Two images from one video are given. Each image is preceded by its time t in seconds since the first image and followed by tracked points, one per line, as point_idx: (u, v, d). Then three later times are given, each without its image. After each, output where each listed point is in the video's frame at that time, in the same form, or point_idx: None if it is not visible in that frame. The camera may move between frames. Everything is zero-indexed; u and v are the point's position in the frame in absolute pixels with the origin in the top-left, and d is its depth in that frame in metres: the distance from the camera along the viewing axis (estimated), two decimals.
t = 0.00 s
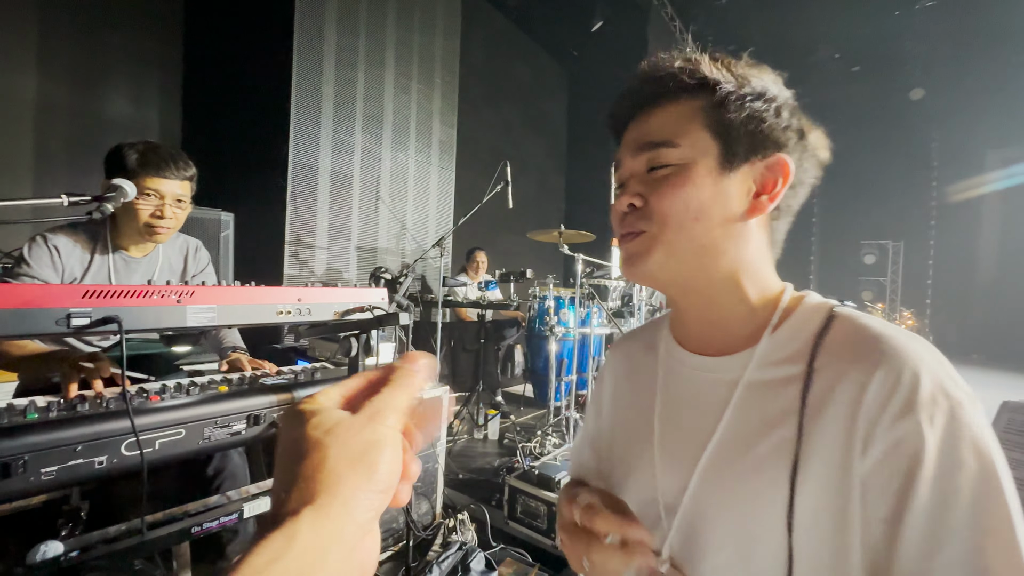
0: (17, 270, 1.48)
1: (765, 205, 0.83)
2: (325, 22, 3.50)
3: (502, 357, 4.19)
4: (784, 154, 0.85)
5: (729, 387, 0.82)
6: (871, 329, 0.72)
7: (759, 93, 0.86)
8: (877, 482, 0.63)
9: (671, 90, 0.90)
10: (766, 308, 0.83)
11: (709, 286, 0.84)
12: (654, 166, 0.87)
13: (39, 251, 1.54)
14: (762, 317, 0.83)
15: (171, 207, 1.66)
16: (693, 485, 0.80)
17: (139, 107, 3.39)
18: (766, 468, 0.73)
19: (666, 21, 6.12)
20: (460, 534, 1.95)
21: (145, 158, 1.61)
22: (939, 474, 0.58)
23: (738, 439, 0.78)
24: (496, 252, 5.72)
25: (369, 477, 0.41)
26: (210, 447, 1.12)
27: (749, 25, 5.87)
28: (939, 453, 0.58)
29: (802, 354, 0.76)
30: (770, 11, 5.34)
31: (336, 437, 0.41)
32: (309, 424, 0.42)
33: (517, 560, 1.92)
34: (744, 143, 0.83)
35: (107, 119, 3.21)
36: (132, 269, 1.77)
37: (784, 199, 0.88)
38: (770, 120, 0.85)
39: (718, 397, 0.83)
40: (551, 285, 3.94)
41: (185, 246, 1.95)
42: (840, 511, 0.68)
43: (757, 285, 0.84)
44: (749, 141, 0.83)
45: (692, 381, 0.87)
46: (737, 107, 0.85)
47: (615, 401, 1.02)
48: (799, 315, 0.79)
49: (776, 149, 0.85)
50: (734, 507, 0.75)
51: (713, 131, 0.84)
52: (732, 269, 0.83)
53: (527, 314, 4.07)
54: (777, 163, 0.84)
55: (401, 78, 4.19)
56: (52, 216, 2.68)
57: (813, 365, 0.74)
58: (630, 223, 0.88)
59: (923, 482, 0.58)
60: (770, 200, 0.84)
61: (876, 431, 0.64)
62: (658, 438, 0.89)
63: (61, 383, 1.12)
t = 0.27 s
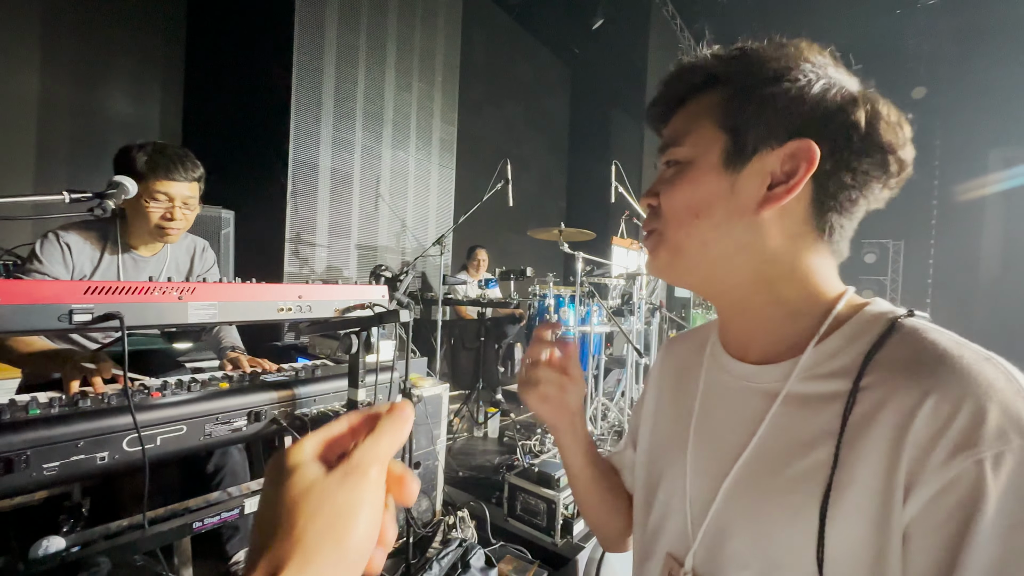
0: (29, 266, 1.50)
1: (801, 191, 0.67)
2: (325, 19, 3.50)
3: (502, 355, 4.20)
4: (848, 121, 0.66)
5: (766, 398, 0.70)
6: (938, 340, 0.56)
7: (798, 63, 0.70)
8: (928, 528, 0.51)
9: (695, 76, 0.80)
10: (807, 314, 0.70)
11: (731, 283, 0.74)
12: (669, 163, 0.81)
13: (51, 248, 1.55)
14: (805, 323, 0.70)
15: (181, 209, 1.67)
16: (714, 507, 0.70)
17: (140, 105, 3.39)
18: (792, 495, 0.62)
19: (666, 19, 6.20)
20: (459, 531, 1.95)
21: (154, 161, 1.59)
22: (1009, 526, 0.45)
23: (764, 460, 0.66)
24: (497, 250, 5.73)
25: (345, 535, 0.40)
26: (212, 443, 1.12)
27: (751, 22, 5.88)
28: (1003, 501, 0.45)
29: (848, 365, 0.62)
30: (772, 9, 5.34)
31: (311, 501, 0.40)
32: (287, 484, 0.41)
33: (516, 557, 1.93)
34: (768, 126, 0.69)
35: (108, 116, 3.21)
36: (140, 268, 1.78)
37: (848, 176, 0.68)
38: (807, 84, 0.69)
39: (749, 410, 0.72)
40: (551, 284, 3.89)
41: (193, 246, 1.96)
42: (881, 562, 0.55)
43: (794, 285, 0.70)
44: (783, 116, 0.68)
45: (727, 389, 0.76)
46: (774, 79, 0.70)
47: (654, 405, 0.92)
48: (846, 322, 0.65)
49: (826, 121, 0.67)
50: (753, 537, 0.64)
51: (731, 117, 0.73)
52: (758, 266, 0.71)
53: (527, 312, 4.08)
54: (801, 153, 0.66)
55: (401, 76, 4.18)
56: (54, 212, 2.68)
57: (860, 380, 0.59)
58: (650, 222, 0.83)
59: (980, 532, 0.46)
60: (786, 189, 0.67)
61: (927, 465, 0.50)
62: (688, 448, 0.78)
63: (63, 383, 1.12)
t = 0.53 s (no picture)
0: (43, 263, 1.49)
1: (800, 178, 0.55)
2: (329, 17, 3.51)
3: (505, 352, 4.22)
4: (877, 90, 0.52)
5: (776, 407, 0.60)
6: (947, 348, 0.45)
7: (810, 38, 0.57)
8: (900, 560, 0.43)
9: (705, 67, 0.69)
10: (828, 321, 0.58)
11: (745, 286, 0.64)
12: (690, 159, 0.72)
13: (65, 246, 1.56)
14: (826, 327, 0.58)
15: (198, 211, 1.68)
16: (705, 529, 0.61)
17: (145, 103, 3.41)
18: (762, 514, 0.53)
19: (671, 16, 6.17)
20: (460, 527, 1.96)
21: (174, 164, 1.61)
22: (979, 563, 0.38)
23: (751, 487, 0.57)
24: (500, 248, 5.74)
25: None
26: (214, 439, 1.14)
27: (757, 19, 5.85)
28: (968, 535, 0.39)
29: (854, 377, 0.51)
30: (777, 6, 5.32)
31: None
32: None
33: (517, 553, 1.95)
34: (770, 110, 0.58)
35: (114, 115, 3.24)
36: (151, 267, 1.79)
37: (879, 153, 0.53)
38: (818, 62, 0.55)
39: (755, 427, 0.61)
40: (554, 281, 3.86)
41: (203, 249, 1.99)
42: None
43: (807, 286, 0.58)
44: (789, 94, 0.56)
45: (745, 397, 0.66)
46: (790, 56, 0.57)
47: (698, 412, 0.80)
48: (862, 332, 0.53)
49: (843, 101, 0.53)
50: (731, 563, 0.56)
51: (733, 103, 0.62)
52: (765, 265, 0.60)
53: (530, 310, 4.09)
54: (790, 145, 0.55)
55: (404, 73, 4.19)
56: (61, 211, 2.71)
57: (858, 392, 0.49)
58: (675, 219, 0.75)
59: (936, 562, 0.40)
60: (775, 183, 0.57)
61: (895, 491, 0.43)
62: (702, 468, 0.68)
63: (70, 380, 1.14)
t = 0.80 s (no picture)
0: (43, 264, 1.52)
1: (791, 189, 0.55)
2: (332, 18, 3.53)
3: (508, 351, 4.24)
4: (869, 98, 0.51)
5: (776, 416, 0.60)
6: (909, 363, 0.45)
7: (810, 48, 0.57)
8: None
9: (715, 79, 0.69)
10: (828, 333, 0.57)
11: (754, 296, 0.64)
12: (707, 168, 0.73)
13: (64, 248, 1.58)
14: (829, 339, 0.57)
15: (205, 212, 1.73)
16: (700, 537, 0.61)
17: (153, 104, 3.45)
18: (733, 524, 0.54)
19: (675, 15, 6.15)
20: (460, 524, 1.98)
21: (180, 167, 1.64)
22: None
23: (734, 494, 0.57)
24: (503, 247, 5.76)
25: None
26: (216, 435, 1.16)
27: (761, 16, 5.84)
28: (893, 551, 0.39)
29: (833, 389, 0.51)
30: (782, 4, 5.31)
31: None
32: None
33: (516, 550, 1.97)
34: (769, 123, 0.58)
35: (122, 115, 3.28)
36: (149, 267, 1.82)
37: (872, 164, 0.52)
38: (814, 74, 0.54)
39: (755, 438, 0.61)
40: (555, 279, 3.84)
41: (201, 247, 2.03)
42: None
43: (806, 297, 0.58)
44: (786, 106, 0.56)
45: (758, 407, 0.66)
46: (789, 66, 0.57)
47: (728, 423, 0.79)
48: (854, 343, 0.52)
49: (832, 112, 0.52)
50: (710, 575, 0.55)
51: (737, 116, 0.62)
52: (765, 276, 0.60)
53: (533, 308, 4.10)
54: (780, 158, 0.56)
55: (407, 73, 4.21)
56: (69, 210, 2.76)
57: (830, 404, 0.49)
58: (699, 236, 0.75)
59: None
60: (768, 197, 0.57)
61: (840, 502, 0.43)
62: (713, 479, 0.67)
63: (76, 375, 1.18)
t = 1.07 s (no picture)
0: (43, 264, 1.57)
1: (795, 178, 0.55)
2: (336, 19, 3.56)
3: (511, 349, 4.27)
4: (873, 86, 0.51)
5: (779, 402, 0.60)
6: (910, 350, 0.45)
7: (816, 37, 0.56)
8: (845, 560, 0.43)
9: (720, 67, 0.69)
10: (832, 321, 0.58)
11: (756, 284, 0.64)
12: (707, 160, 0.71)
13: (62, 248, 1.62)
14: (831, 326, 0.58)
15: (212, 207, 1.78)
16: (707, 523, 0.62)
17: (159, 104, 3.50)
18: (742, 511, 0.55)
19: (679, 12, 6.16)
20: (462, 518, 2.01)
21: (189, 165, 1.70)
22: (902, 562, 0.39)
23: (739, 481, 0.58)
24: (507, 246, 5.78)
25: None
26: (221, 429, 1.19)
27: (766, 13, 5.83)
28: (890, 534, 0.40)
29: (834, 376, 0.51)
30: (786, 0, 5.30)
31: None
32: None
33: (518, 545, 2.00)
34: (772, 111, 0.58)
35: (130, 116, 3.33)
36: (148, 264, 1.86)
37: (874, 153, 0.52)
38: (818, 64, 0.54)
39: (759, 425, 0.62)
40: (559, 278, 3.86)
41: (200, 242, 2.06)
42: None
43: (810, 286, 0.59)
44: (789, 94, 0.56)
45: (762, 394, 0.66)
46: (794, 54, 0.57)
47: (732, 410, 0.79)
48: (854, 330, 0.53)
49: (834, 102, 0.52)
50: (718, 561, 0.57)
51: (741, 103, 0.62)
52: (769, 265, 0.60)
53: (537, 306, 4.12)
54: (784, 145, 0.55)
55: (411, 73, 4.24)
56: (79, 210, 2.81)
57: (831, 391, 0.50)
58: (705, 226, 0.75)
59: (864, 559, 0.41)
60: (770, 187, 0.57)
61: (837, 487, 0.44)
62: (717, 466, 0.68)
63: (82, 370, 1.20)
